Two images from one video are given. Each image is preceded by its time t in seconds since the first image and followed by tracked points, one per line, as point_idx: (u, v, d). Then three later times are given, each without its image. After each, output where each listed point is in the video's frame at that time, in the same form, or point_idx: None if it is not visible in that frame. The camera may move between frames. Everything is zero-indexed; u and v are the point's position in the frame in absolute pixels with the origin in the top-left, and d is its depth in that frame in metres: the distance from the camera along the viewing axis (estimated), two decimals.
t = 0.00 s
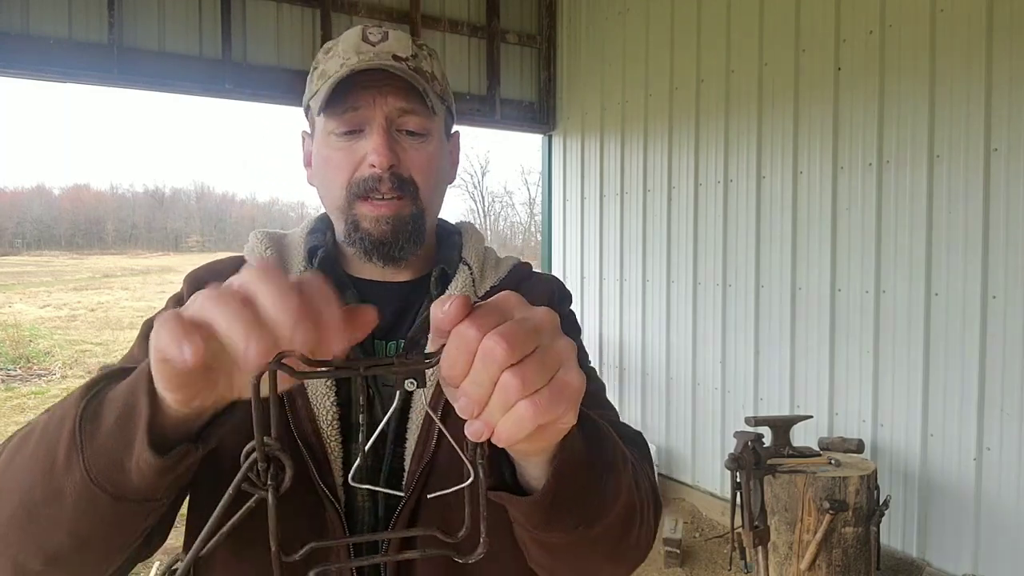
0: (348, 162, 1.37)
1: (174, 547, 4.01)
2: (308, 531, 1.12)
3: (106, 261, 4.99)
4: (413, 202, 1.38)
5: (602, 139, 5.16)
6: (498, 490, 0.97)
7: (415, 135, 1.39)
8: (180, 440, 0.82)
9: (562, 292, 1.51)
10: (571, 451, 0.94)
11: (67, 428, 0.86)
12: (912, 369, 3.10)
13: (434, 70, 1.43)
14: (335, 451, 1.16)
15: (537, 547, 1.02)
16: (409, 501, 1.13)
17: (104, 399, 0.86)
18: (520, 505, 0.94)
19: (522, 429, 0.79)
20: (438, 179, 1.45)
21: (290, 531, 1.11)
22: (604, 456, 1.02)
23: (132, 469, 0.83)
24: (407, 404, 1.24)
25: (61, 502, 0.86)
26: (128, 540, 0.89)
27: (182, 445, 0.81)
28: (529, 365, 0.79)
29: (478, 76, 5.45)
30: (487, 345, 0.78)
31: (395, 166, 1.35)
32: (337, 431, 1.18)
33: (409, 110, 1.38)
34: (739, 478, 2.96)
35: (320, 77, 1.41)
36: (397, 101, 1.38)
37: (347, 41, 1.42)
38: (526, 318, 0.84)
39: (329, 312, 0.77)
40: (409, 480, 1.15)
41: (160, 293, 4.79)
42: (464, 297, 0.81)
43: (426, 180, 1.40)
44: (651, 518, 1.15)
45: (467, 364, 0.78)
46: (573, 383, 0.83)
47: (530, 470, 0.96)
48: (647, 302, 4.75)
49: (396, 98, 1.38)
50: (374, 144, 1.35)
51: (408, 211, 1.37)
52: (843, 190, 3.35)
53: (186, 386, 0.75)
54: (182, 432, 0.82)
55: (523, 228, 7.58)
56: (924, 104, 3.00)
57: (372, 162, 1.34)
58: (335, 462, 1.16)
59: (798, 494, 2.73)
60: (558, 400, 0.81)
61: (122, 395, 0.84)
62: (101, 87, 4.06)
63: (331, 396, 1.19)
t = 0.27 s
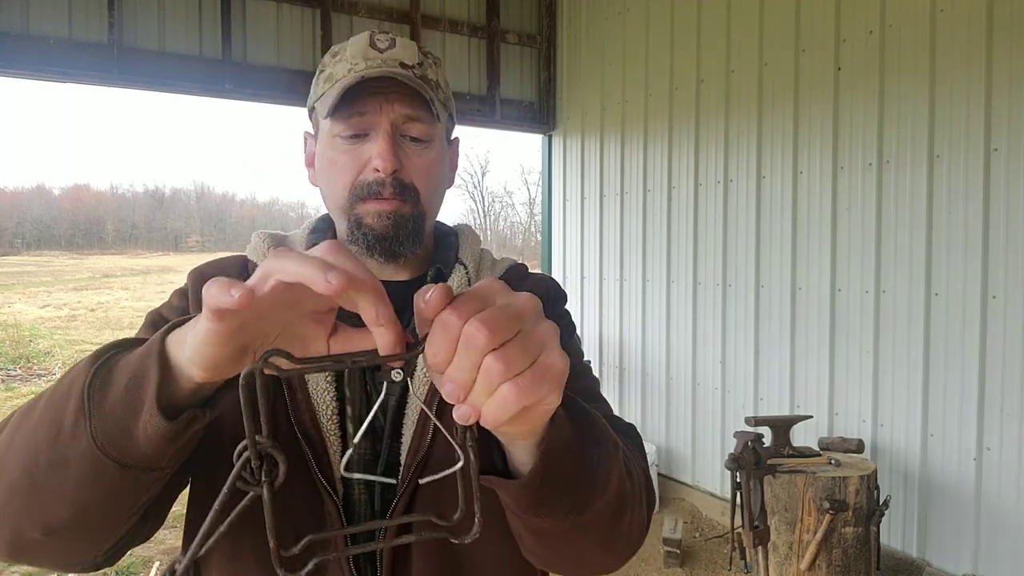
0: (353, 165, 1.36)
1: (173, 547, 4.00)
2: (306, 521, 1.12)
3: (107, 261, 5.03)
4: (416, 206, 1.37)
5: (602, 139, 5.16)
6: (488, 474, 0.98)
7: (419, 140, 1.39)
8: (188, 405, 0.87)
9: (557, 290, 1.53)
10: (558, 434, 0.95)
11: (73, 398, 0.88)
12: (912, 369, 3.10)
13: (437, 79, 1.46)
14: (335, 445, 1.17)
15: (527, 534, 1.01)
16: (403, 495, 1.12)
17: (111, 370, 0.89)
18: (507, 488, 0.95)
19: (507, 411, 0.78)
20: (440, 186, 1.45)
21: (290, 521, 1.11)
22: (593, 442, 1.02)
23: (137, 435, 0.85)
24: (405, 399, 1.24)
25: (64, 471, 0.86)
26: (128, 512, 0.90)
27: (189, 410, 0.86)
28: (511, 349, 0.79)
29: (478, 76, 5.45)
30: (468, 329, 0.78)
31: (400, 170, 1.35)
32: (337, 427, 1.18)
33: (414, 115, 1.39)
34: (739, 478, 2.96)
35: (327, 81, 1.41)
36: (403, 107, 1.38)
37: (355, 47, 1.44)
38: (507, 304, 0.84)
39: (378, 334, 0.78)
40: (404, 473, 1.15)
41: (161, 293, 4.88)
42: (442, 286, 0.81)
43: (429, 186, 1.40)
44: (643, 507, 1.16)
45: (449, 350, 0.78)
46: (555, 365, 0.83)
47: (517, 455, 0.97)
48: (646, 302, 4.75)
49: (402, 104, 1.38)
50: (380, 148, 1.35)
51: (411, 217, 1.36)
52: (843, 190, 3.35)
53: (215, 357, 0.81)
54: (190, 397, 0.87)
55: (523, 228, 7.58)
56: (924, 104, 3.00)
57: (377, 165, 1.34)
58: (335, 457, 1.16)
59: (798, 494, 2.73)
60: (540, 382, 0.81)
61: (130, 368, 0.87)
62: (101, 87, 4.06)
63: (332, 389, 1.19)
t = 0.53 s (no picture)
0: (354, 166, 1.36)
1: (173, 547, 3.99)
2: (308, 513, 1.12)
3: (107, 261, 5.03)
4: (417, 205, 1.37)
5: (602, 139, 5.16)
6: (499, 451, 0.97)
7: (419, 141, 1.39)
8: (181, 382, 0.88)
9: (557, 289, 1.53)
10: (569, 416, 0.97)
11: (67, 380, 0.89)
12: (912, 369, 3.10)
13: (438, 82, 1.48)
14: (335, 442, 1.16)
15: (535, 519, 1.01)
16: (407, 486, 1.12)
17: (103, 352, 0.90)
18: (518, 465, 0.94)
19: (522, 386, 0.79)
20: (441, 187, 1.45)
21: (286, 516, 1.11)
22: (599, 424, 1.05)
23: (131, 412, 0.86)
24: (405, 397, 1.25)
25: (61, 454, 0.87)
26: (126, 493, 0.90)
27: (183, 386, 0.87)
28: (530, 325, 0.80)
29: (478, 77, 5.46)
30: (490, 305, 0.78)
31: (400, 170, 1.35)
32: (337, 425, 1.19)
33: (415, 117, 1.39)
34: (739, 478, 2.96)
35: (330, 85, 1.42)
36: (404, 109, 1.39)
37: (358, 50, 1.45)
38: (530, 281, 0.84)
39: (356, 323, 0.78)
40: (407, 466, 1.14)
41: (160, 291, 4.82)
42: (468, 259, 0.81)
43: (430, 186, 1.39)
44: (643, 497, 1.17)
45: (469, 323, 0.79)
46: (571, 346, 0.83)
47: (529, 437, 0.96)
48: (646, 301, 4.76)
49: (404, 106, 1.40)
50: (381, 148, 1.36)
51: (411, 216, 1.35)
52: (843, 190, 3.35)
53: (205, 334, 0.83)
54: (183, 375, 0.88)
55: (523, 228, 7.59)
56: (923, 105, 3.00)
57: (378, 165, 1.34)
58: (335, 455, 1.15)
59: (798, 494, 2.73)
60: (556, 361, 0.81)
61: (122, 350, 0.88)
62: (101, 87, 4.06)
63: (332, 388, 1.19)
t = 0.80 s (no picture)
0: (352, 166, 1.37)
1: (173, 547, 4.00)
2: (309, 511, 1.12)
3: (107, 261, 5.03)
4: (415, 205, 1.37)
5: (602, 139, 5.16)
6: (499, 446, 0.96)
7: (417, 141, 1.39)
8: (184, 377, 0.88)
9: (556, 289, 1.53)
10: (568, 410, 0.97)
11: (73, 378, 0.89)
12: (911, 369, 3.10)
13: (436, 82, 1.47)
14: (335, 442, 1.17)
15: (535, 514, 1.01)
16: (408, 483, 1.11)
17: (107, 349, 0.91)
18: (516, 457, 0.94)
19: (521, 382, 0.78)
20: (439, 187, 1.45)
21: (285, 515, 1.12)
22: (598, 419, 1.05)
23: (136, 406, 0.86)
24: (404, 397, 1.24)
25: (64, 450, 0.87)
26: (129, 491, 0.90)
27: (185, 381, 0.87)
28: (528, 322, 0.80)
29: (478, 77, 5.46)
30: (488, 301, 0.78)
31: (398, 170, 1.35)
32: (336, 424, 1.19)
33: (413, 117, 1.39)
34: (739, 478, 2.96)
35: (327, 85, 1.43)
36: (402, 109, 1.40)
37: (355, 52, 1.44)
38: (528, 280, 0.84)
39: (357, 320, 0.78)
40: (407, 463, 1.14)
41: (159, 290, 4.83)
42: (465, 257, 0.81)
43: (428, 187, 1.40)
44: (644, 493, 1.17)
45: (468, 320, 0.79)
46: (570, 343, 0.83)
47: (529, 432, 0.97)
48: (646, 301, 4.76)
49: (401, 107, 1.40)
50: (379, 149, 1.36)
51: (410, 216, 1.35)
52: (843, 190, 3.35)
53: (206, 329, 0.83)
54: (186, 371, 0.88)
55: (523, 228, 7.59)
56: (923, 105, 3.00)
57: (376, 165, 1.35)
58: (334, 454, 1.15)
59: (798, 494, 2.73)
60: (555, 357, 0.81)
61: (127, 347, 0.88)
62: (101, 87, 4.06)
63: (332, 388, 1.19)
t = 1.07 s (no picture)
0: (352, 166, 1.36)
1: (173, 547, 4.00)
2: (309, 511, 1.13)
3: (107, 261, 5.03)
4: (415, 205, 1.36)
5: (602, 139, 5.16)
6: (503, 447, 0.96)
7: (418, 141, 1.39)
8: (175, 367, 0.89)
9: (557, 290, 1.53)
10: (573, 410, 0.97)
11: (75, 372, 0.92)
12: (911, 368, 3.10)
13: (436, 81, 1.50)
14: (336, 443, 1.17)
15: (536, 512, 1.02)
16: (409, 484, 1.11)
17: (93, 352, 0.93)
18: (519, 458, 0.94)
19: (527, 381, 0.79)
20: (439, 188, 1.45)
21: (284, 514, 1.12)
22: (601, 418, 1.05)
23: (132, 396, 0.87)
24: (405, 399, 1.23)
25: (58, 447, 0.87)
26: (123, 485, 0.90)
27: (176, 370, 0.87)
28: (534, 320, 0.80)
29: (479, 77, 5.46)
30: (493, 300, 0.78)
31: (398, 169, 1.35)
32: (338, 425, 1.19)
33: (413, 116, 1.40)
34: (739, 478, 2.96)
35: (328, 86, 1.44)
36: (402, 108, 1.41)
37: (355, 52, 1.47)
38: (533, 279, 0.84)
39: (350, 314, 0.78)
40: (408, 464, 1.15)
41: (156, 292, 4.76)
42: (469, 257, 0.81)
43: (428, 186, 1.39)
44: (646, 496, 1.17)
45: (474, 319, 0.79)
46: (574, 341, 0.83)
47: (533, 430, 0.97)
48: (646, 301, 4.75)
49: (401, 106, 1.41)
50: (379, 149, 1.36)
51: (410, 215, 1.34)
52: (843, 190, 3.35)
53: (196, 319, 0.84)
54: (177, 360, 0.89)
55: (523, 228, 7.60)
56: (923, 105, 3.00)
57: (376, 165, 1.34)
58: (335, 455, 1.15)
59: (798, 494, 2.73)
60: (560, 356, 0.81)
61: (115, 340, 0.89)
62: (100, 87, 4.06)
63: (333, 389, 1.20)
